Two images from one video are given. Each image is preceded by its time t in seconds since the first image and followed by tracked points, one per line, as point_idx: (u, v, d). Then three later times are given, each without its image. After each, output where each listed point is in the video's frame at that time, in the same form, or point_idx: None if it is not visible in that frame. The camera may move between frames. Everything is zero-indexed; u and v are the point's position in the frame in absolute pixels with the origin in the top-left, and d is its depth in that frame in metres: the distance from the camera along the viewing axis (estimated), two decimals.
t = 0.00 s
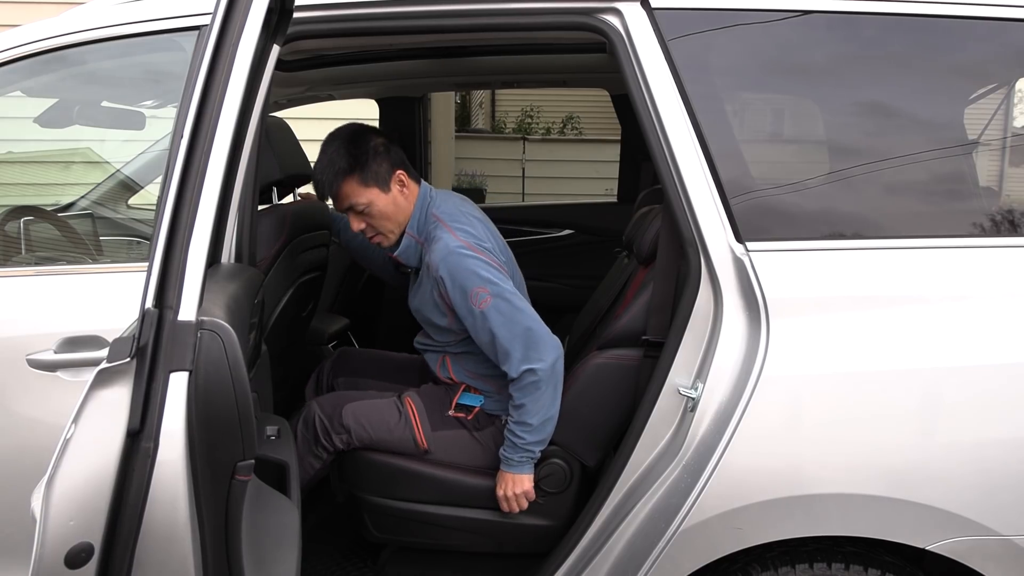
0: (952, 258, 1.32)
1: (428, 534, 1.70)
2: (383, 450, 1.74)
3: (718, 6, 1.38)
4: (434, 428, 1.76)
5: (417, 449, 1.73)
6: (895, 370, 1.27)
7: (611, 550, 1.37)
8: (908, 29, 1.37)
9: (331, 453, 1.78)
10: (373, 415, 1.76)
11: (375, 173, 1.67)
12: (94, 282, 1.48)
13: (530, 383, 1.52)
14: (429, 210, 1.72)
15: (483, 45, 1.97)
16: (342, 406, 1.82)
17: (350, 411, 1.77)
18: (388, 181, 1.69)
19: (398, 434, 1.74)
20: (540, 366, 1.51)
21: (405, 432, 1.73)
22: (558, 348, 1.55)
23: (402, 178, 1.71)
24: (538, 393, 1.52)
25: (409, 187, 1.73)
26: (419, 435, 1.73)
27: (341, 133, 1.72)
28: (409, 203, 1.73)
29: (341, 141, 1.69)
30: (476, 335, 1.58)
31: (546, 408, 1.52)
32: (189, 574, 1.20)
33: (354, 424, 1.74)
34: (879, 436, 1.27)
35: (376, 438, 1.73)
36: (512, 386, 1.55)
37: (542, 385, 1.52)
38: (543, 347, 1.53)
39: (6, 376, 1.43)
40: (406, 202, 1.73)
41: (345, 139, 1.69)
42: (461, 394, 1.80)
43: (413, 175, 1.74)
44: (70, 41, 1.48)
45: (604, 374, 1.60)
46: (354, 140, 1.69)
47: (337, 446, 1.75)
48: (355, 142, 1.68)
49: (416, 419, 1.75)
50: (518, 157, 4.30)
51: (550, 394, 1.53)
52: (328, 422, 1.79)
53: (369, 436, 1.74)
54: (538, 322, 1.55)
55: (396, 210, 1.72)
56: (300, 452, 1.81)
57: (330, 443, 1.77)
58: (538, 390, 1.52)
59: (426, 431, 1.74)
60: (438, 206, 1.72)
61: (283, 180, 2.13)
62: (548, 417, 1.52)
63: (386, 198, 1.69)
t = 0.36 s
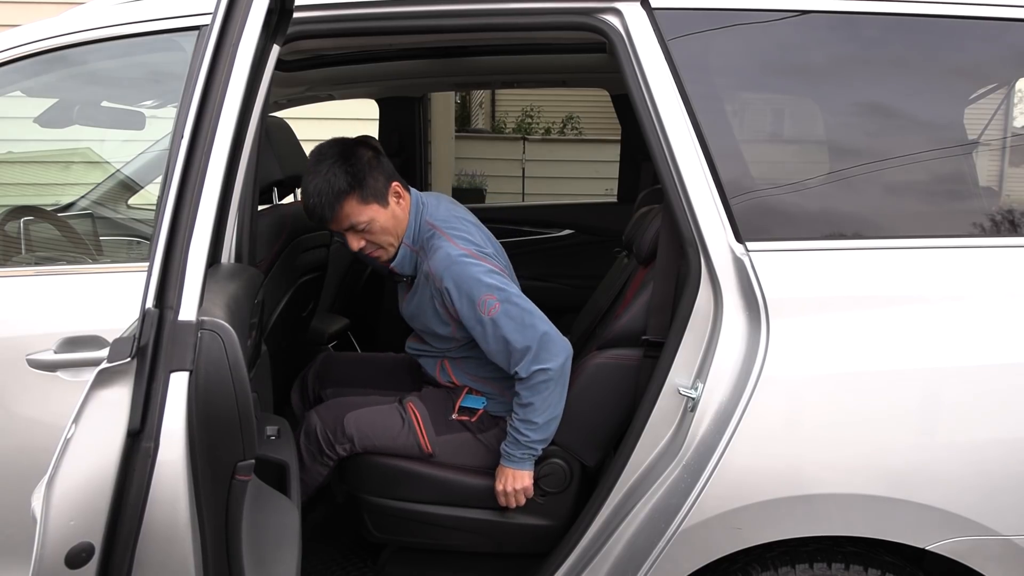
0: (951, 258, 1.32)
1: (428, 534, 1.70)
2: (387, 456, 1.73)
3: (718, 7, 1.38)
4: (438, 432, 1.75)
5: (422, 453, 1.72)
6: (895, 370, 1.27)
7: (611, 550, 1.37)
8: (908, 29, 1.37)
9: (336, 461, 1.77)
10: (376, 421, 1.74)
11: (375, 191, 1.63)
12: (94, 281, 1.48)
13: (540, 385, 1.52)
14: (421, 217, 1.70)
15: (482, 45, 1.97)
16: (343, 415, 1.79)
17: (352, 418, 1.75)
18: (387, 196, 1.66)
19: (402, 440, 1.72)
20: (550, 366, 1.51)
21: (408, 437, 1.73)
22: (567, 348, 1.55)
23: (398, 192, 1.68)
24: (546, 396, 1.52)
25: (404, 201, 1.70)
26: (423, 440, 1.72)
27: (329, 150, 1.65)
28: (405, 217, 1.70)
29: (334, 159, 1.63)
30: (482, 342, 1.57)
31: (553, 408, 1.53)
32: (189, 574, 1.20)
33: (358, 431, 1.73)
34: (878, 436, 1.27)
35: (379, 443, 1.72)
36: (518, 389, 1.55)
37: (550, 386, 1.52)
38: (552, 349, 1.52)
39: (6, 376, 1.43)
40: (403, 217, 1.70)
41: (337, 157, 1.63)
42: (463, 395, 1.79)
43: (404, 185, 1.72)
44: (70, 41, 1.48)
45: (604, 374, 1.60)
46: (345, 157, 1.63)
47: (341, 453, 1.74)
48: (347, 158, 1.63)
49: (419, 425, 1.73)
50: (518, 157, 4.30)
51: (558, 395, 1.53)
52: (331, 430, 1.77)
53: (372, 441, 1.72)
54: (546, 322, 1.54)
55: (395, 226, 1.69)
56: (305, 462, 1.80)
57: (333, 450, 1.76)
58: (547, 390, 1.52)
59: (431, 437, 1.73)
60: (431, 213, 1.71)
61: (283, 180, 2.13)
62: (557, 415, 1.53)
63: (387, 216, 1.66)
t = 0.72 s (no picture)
0: (951, 258, 1.32)
1: (428, 534, 1.70)
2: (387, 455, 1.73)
3: (718, 6, 1.38)
4: (438, 431, 1.75)
5: (422, 452, 1.72)
6: (895, 370, 1.27)
7: (611, 551, 1.37)
8: (908, 29, 1.37)
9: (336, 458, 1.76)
10: (378, 419, 1.74)
11: (393, 197, 1.62)
12: (94, 281, 1.48)
13: (541, 395, 1.51)
14: (439, 215, 1.70)
15: (482, 45, 1.97)
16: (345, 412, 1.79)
17: (353, 416, 1.74)
18: (403, 200, 1.64)
19: (403, 439, 1.72)
20: (554, 377, 1.50)
21: (409, 436, 1.73)
22: (574, 360, 1.54)
23: (414, 194, 1.67)
24: (546, 407, 1.51)
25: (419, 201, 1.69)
26: (423, 439, 1.72)
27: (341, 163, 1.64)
28: (423, 218, 1.69)
29: (347, 172, 1.62)
30: (489, 345, 1.56)
31: (553, 420, 1.52)
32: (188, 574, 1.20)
33: (358, 429, 1.72)
34: (878, 436, 1.27)
35: (380, 442, 1.72)
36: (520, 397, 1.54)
37: (552, 397, 1.51)
38: (558, 360, 1.51)
39: (6, 376, 1.43)
40: (421, 219, 1.68)
41: (350, 168, 1.62)
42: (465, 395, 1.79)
43: (417, 185, 1.71)
44: (70, 41, 1.48)
45: (605, 374, 1.59)
46: (357, 167, 1.62)
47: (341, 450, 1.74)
48: (360, 168, 1.62)
49: (420, 423, 1.73)
50: (518, 157, 4.30)
51: (560, 407, 1.52)
52: (331, 427, 1.77)
53: (372, 440, 1.72)
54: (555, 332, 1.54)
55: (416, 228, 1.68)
56: (305, 459, 1.80)
57: (333, 447, 1.76)
58: (549, 400, 1.51)
59: (431, 436, 1.73)
60: (449, 213, 1.71)
61: (283, 180, 2.13)
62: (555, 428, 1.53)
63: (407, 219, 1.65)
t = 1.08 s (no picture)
0: (951, 258, 1.32)
1: (428, 534, 1.70)
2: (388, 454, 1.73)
3: (718, 7, 1.38)
4: (440, 430, 1.75)
5: (423, 450, 1.72)
6: (894, 370, 1.27)
7: (610, 551, 1.38)
8: (908, 29, 1.37)
9: (337, 456, 1.77)
10: (379, 417, 1.74)
11: (429, 185, 1.63)
12: (94, 282, 1.48)
13: (536, 401, 1.50)
14: (468, 209, 1.72)
15: (482, 45, 1.97)
16: (347, 410, 1.79)
17: (355, 414, 1.74)
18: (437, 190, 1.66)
19: (404, 438, 1.72)
20: (551, 385, 1.49)
21: (410, 435, 1.73)
22: (574, 372, 1.52)
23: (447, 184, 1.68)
24: (540, 414, 1.50)
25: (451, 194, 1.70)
26: (425, 437, 1.72)
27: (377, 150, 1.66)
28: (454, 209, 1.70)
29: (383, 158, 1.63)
30: (500, 342, 1.57)
31: (546, 430, 1.51)
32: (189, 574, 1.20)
33: (359, 427, 1.72)
34: (877, 436, 1.27)
35: (381, 440, 1.72)
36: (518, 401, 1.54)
37: (546, 407, 1.49)
38: (559, 370, 1.50)
39: (6, 376, 1.43)
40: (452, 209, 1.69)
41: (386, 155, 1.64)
42: (468, 395, 1.79)
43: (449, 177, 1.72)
44: (70, 41, 1.48)
45: (605, 374, 1.59)
46: (393, 154, 1.64)
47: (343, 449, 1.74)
48: (395, 155, 1.63)
49: (422, 421, 1.73)
50: (518, 157, 4.30)
51: (557, 416, 1.51)
52: (332, 425, 1.77)
53: (373, 438, 1.72)
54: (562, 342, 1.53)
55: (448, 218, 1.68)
56: (305, 457, 1.80)
57: (334, 446, 1.76)
58: (543, 408, 1.50)
59: (433, 435, 1.73)
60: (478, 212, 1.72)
61: (283, 180, 2.13)
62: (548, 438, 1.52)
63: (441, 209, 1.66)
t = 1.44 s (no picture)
0: (951, 258, 1.32)
1: (428, 535, 1.70)
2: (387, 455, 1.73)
3: (718, 7, 1.38)
4: (439, 431, 1.75)
5: (423, 451, 1.72)
6: (894, 370, 1.27)
7: (610, 551, 1.38)
8: (908, 29, 1.37)
9: (337, 458, 1.77)
10: (378, 419, 1.74)
11: (393, 170, 1.67)
12: (94, 281, 1.48)
13: (530, 383, 1.51)
14: (441, 203, 1.71)
15: (482, 45, 1.97)
16: (346, 412, 1.79)
17: (354, 417, 1.75)
18: (406, 177, 1.69)
19: (404, 439, 1.73)
20: (543, 364, 1.51)
21: (409, 436, 1.73)
22: (561, 343, 1.54)
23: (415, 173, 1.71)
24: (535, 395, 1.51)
25: (422, 184, 1.72)
26: (424, 439, 1.72)
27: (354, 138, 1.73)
28: (422, 199, 1.72)
29: (357, 146, 1.70)
30: (484, 331, 1.58)
31: (545, 409, 1.51)
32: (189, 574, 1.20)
33: (359, 429, 1.73)
34: (877, 436, 1.27)
35: (380, 441, 1.72)
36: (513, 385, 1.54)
37: (541, 387, 1.51)
38: (548, 349, 1.52)
39: (6, 376, 1.43)
40: (420, 198, 1.72)
41: (359, 143, 1.70)
42: (467, 395, 1.78)
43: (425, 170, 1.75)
44: (70, 41, 1.48)
45: (605, 373, 1.59)
46: (367, 144, 1.69)
47: (342, 451, 1.75)
48: (369, 145, 1.69)
49: (421, 421, 1.74)
50: (518, 157, 4.30)
51: (552, 395, 1.52)
52: (331, 428, 1.78)
53: (372, 440, 1.73)
54: (545, 318, 1.55)
55: (413, 205, 1.70)
56: (306, 459, 1.80)
57: (334, 448, 1.76)
58: (539, 389, 1.51)
59: (432, 435, 1.73)
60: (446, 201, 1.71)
61: (283, 180, 2.13)
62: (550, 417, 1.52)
63: (405, 194, 1.69)
